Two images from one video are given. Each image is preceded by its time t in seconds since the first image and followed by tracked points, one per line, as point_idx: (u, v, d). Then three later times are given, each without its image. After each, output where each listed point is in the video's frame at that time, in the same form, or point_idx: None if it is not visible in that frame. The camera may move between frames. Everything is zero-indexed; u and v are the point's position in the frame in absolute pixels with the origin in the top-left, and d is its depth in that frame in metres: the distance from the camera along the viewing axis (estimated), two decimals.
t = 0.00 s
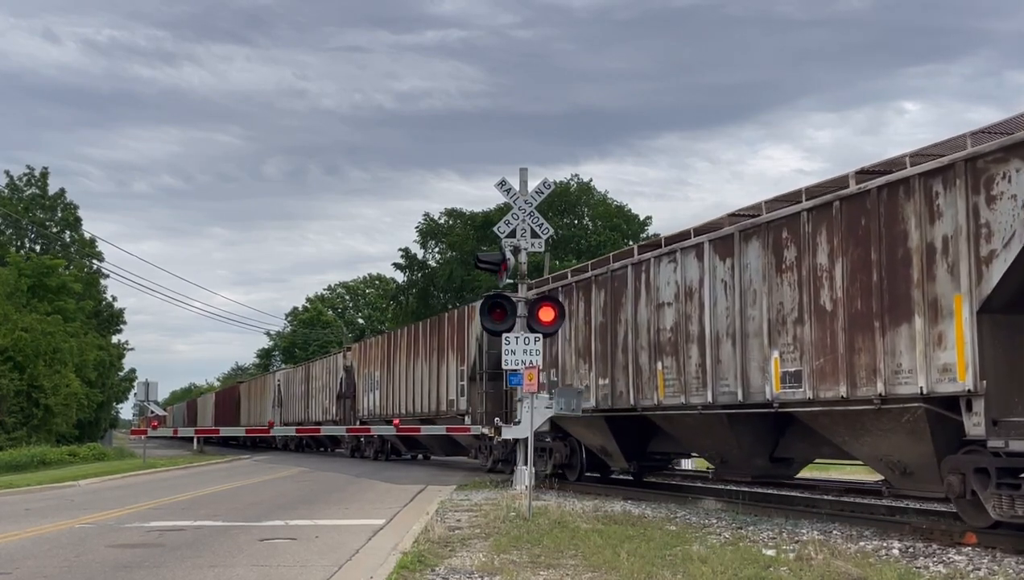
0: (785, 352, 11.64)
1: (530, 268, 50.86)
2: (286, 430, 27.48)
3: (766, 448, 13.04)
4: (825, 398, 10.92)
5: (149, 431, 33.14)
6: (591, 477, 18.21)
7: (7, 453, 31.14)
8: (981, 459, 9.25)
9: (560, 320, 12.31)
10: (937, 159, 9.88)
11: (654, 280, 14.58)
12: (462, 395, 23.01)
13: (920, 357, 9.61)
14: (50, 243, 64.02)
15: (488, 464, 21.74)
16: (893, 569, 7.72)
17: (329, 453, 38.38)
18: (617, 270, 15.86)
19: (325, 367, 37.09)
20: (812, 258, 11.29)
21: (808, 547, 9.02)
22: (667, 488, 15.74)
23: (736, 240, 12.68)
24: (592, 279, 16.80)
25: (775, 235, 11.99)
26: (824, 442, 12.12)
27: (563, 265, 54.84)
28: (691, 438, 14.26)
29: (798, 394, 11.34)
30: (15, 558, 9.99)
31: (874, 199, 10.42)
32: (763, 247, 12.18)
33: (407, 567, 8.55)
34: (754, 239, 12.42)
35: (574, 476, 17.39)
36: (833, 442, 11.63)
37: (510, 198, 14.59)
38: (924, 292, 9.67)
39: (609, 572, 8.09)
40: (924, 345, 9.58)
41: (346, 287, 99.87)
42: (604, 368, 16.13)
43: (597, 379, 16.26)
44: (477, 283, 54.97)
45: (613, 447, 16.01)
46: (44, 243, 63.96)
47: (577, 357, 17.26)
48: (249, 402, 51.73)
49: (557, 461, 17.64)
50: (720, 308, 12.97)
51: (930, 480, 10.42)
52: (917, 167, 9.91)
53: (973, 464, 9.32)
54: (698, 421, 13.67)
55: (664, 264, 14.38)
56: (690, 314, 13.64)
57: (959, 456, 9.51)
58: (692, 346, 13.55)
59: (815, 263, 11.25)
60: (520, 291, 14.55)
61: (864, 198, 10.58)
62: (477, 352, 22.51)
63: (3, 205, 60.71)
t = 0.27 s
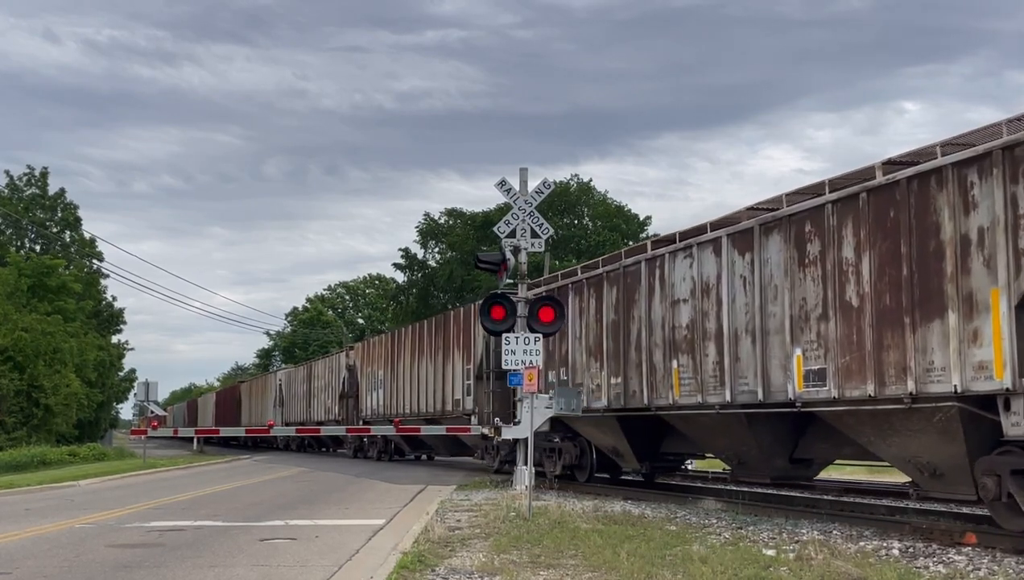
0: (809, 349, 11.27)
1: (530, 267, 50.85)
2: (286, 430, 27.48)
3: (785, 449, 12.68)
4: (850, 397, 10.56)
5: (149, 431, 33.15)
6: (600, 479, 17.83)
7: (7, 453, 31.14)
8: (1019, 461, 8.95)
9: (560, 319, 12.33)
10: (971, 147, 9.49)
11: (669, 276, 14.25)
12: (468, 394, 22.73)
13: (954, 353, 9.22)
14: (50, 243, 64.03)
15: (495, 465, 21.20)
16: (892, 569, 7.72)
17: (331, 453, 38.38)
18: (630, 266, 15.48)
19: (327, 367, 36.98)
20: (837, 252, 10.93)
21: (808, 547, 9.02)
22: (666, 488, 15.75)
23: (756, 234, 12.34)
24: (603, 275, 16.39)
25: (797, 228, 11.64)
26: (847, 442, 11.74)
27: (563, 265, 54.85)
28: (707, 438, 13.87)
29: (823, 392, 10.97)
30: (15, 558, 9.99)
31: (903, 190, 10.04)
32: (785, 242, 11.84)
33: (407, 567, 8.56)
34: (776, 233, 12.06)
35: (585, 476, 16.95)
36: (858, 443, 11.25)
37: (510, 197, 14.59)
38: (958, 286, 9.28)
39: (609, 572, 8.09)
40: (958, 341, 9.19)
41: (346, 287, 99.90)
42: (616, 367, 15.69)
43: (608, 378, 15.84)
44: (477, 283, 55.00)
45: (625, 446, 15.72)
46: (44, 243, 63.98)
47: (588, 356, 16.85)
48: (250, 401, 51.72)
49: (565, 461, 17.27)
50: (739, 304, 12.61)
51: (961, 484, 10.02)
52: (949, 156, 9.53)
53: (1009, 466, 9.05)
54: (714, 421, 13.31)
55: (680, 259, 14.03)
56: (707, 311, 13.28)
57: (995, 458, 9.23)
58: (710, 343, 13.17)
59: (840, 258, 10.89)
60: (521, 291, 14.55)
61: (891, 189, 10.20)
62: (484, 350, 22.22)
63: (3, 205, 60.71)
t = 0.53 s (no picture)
0: (835, 347, 10.94)
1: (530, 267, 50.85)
2: (286, 430, 27.46)
3: (805, 449, 12.32)
4: (879, 395, 10.23)
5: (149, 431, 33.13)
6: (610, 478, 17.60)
7: (6, 453, 31.12)
8: None
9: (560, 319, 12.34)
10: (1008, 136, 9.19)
11: (684, 271, 13.86)
12: (475, 394, 22.54)
13: (992, 350, 8.92)
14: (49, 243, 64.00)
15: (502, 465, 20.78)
16: (892, 569, 7.71)
17: (332, 453, 38.36)
18: (644, 262, 15.07)
19: (329, 366, 36.86)
20: (864, 246, 10.60)
21: (808, 546, 9.02)
22: (661, 488, 15.73)
23: (777, 227, 11.97)
24: (615, 271, 15.97)
25: (822, 221, 11.28)
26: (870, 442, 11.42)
27: (563, 265, 54.85)
28: (723, 437, 13.47)
29: (850, 390, 10.64)
30: (15, 558, 9.98)
31: (935, 181, 9.73)
32: (808, 235, 11.48)
33: (408, 567, 8.55)
34: (798, 227, 11.70)
35: (596, 478, 16.66)
36: (885, 443, 10.92)
37: (510, 197, 14.59)
38: (996, 280, 8.98)
39: (609, 572, 8.09)
40: (997, 337, 8.89)
41: (346, 287, 99.90)
42: (630, 365, 15.28)
43: (621, 377, 15.46)
44: (477, 283, 54.99)
45: (638, 447, 15.41)
46: (44, 243, 63.95)
47: (599, 354, 16.45)
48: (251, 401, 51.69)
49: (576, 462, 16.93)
50: (761, 300, 12.26)
51: (995, 485, 9.75)
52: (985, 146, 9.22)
53: None
54: (733, 421, 12.96)
55: (696, 254, 13.64)
56: (726, 307, 12.92)
57: None
58: (729, 341, 12.80)
59: (868, 252, 10.56)
60: (521, 291, 14.55)
61: (923, 180, 9.88)
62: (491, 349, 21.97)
63: (3, 205, 60.70)
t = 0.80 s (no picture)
0: (861, 344, 10.36)
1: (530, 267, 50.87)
2: (286, 430, 27.45)
3: (826, 451, 11.76)
4: (910, 395, 9.67)
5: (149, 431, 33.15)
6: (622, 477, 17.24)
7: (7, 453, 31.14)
8: None
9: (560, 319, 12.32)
10: None
11: (702, 267, 13.32)
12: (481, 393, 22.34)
13: None
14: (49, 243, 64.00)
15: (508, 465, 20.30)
16: (892, 569, 7.72)
17: (333, 453, 38.36)
18: (659, 258, 14.52)
19: (331, 366, 36.74)
20: (894, 238, 10.02)
21: (808, 546, 9.03)
22: (664, 489, 15.78)
23: (801, 221, 11.42)
24: (629, 268, 15.38)
25: (848, 214, 10.72)
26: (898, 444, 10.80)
27: (563, 265, 54.89)
28: (744, 438, 12.92)
29: (877, 389, 10.07)
30: (16, 558, 9.99)
31: (970, 170, 9.17)
32: (833, 228, 10.92)
33: (408, 567, 8.56)
34: (823, 219, 11.14)
35: (607, 479, 16.39)
36: (915, 444, 10.35)
37: (510, 198, 14.59)
38: None
39: (609, 573, 8.10)
40: None
41: (346, 287, 99.95)
42: (643, 364, 14.75)
43: (634, 376, 14.92)
44: (477, 283, 55.03)
45: (651, 447, 14.95)
46: (44, 243, 63.97)
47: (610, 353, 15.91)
48: (253, 401, 51.70)
49: (587, 463, 16.55)
50: (782, 296, 11.70)
51: None
52: None
53: None
54: (752, 421, 12.40)
55: (714, 249, 13.09)
56: (746, 303, 12.35)
57: None
58: (749, 339, 12.25)
59: (898, 245, 9.99)
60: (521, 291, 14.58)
61: (958, 169, 9.32)
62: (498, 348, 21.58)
63: (3, 205, 60.72)
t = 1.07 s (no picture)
0: (891, 340, 9.93)
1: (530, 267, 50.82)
2: (286, 430, 27.41)
3: (850, 451, 11.52)
4: (944, 393, 9.25)
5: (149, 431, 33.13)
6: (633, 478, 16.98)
7: (6, 453, 31.11)
8: None
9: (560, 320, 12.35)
10: None
11: (719, 261, 12.82)
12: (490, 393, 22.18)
13: None
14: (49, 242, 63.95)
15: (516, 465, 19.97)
16: (893, 569, 7.69)
17: (334, 453, 38.30)
18: (673, 253, 14.02)
19: (334, 364, 36.64)
20: (926, 230, 9.58)
21: (808, 546, 9.00)
22: (663, 488, 15.84)
23: (825, 213, 10.96)
24: (643, 263, 14.81)
25: (877, 205, 10.27)
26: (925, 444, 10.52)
27: (563, 265, 54.87)
28: (763, 438, 12.58)
29: (908, 388, 9.64)
30: (14, 558, 9.96)
31: (1009, 158, 8.73)
32: (860, 220, 10.46)
33: (407, 567, 8.53)
34: (849, 211, 10.68)
35: (618, 480, 16.13)
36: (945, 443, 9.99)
37: (510, 197, 14.58)
38: None
39: (609, 573, 8.07)
40: None
41: (346, 287, 99.93)
42: (658, 362, 14.29)
43: (649, 374, 14.46)
44: (477, 283, 55.00)
45: (664, 448, 14.65)
46: (44, 243, 63.93)
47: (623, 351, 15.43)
48: (254, 401, 51.65)
49: (598, 464, 16.27)
50: (805, 290, 11.23)
51: None
52: None
53: None
54: (774, 421, 12.04)
55: (732, 243, 12.61)
56: (766, 300, 11.90)
57: None
58: (770, 336, 11.81)
59: (930, 237, 9.54)
60: (521, 291, 14.58)
61: (996, 157, 8.87)
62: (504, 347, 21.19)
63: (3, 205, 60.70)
